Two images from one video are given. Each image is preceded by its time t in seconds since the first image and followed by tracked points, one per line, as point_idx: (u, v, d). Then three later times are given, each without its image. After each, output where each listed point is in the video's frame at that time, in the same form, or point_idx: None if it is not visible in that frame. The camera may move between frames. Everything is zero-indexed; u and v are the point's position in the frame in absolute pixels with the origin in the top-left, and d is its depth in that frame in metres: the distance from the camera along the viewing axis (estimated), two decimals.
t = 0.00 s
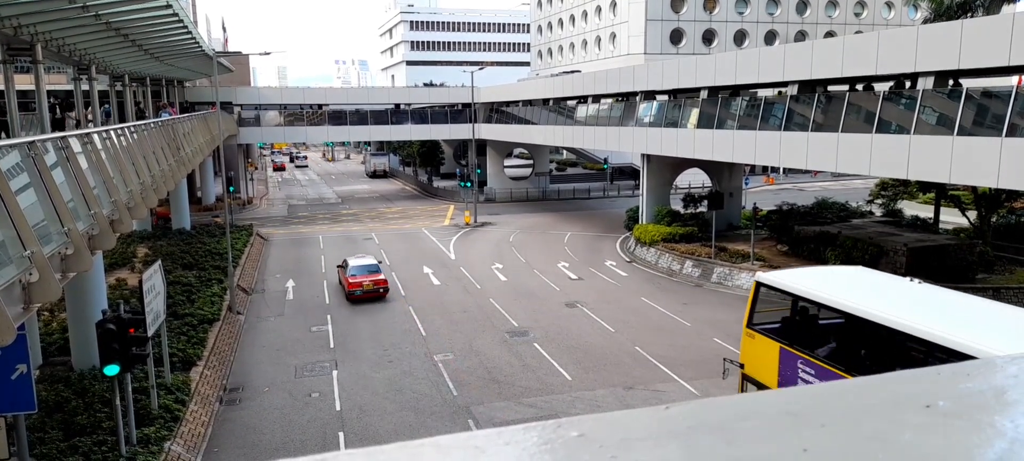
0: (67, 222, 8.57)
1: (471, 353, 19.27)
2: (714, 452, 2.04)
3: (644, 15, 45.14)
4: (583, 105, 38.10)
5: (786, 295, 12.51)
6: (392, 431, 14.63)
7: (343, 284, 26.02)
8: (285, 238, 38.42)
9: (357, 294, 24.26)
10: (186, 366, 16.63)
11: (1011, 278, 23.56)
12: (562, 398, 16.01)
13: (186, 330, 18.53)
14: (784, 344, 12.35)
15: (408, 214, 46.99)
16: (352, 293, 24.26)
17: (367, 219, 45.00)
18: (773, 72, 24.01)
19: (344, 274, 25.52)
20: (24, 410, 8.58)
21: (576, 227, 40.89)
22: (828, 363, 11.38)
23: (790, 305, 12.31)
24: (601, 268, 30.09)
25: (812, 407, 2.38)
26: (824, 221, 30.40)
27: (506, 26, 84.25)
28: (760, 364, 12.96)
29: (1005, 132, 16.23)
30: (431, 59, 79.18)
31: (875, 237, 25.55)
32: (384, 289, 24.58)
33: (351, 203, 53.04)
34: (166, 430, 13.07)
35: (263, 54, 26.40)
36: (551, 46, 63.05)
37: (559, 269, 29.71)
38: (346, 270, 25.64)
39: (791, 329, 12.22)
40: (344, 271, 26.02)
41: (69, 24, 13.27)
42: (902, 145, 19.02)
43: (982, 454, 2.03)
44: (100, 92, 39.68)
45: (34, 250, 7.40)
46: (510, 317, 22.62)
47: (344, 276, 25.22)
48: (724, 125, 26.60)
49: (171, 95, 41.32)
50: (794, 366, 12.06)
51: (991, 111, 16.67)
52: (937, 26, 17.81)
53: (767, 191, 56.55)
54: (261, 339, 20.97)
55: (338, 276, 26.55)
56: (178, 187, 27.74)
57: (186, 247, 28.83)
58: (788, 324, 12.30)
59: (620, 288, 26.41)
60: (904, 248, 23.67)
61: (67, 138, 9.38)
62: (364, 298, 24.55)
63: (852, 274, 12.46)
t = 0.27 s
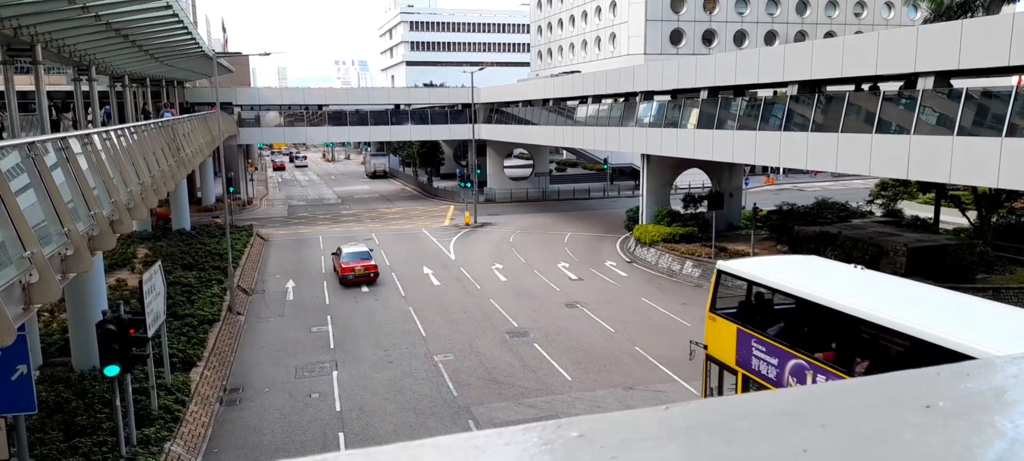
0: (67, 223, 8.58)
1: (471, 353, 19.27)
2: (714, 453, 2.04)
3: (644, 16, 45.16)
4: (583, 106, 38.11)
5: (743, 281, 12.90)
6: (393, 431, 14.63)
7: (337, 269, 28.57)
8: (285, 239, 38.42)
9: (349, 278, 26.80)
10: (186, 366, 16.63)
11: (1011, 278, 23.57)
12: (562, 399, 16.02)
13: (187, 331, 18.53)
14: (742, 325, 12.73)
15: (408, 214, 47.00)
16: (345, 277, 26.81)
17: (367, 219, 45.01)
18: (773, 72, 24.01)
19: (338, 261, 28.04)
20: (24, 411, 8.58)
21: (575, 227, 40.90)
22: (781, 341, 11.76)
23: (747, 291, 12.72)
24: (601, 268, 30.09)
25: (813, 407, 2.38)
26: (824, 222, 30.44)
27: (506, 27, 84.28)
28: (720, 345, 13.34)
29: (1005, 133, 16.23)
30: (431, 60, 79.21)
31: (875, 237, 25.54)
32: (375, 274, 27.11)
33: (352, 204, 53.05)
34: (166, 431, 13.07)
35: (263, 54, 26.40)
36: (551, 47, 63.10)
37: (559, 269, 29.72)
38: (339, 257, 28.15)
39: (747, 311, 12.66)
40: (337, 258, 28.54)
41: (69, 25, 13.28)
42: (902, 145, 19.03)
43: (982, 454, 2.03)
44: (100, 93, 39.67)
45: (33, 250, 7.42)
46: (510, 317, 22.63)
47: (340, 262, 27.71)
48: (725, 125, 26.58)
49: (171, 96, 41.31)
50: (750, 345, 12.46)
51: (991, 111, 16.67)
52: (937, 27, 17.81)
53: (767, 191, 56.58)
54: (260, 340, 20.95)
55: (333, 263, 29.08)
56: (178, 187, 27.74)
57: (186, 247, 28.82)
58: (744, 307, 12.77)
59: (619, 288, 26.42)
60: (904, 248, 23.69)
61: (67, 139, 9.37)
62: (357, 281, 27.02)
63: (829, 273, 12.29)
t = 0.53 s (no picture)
0: (67, 224, 8.59)
1: (472, 354, 19.28)
2: (714, 453, 2.04)
3: (644, 16, 45.17)
4: (584, 106, 38.11)
5: (710, 268, 13.29)
6: (393, 432, 14.63)
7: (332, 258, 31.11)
8: (286, 239, 38.44)
9: (344, 266, 29.36)
10: (186, 367, 16.63)
11: (1011, 278, 23.57)
12: (562, 399, 16.01)
13: (187, 332, 18.53)
14: (709, 309, 13.04)
15: (408, 215, 47.01)
16: (339, 264, 29.37)
17: (367, 220, 45.03)
18: (773, 73, 24.00)
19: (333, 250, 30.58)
20: (24, 412, 8.58)
21: (576, 227, 40.90)
22: (745, 323, 12.07)
23: (714, 278, 13.09)
24: (601, 268, 30.08)
25: (813, 407, 2.38)
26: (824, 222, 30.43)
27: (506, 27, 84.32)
28: (689, 329, 13.61)
29: (1006, 133, 16.23)
30: (431, 60, 79.23)
31: (875, 238, 25.52)
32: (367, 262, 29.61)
33: (352, 205, 53.07)
34: (166, 431, 13.07)
35: (263, 55, 26.40)
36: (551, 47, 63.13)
37: (559, 270, 29.73)
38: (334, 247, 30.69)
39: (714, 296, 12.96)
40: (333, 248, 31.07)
41: (69, 26, 13.28)
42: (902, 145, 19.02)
43: (981, 454, 2.04)
44: (100, 94, 39.67)
45: (34, 251, 7.43)
46: (511, 318, 22.64)
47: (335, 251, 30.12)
48: (725, 126, 26.58)
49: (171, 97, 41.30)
50: (717, 328, 12.76)
51: (991, 112, 16.67)
52: (937, 27, 17.81)
53: (768, 191, 56.59)
54: (261, 340, 20.97)
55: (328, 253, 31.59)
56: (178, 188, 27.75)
57: (186, 248, 28.82)
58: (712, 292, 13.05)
59: (620, 289, 26.43)
60: (904, 248, 23.68)
61: (67, 140, 9.38)
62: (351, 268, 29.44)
63: (815, 268, 12.19)
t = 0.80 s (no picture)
0: (68, 225, 8.59)
1: (472, 354, 19.28)
2: (714, 455, 2.04)
3: (644, 17, 45.17)
4: (584, 107, 38.12)
5: (680, 257, 14.05)
6: (394, 432, 14.63)
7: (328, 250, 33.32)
8: (286, 240, 38.46)
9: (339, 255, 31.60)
10: (186, 368, 16.63)
11: (1011, 278, 23.57)
12: (563, 400, 16.01)
13: (187, 333, 18.53)
14: (678, 292, 13.96)
15: (409, 216, 47.02)
16: (334, 254, 31.61)
17: (368, 221, 45.05)
18: (773, 73, 24.01)
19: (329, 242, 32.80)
20: (23, 413, 8.57)
21: (576, 228, 40.90)
22: (710, 306, 13.01)
23: (682, 266, 13.97)
24: (602, 269, 30.10)
25: (813, 407, 2.39)
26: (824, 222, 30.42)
27: (506, 28, 84.28)
28: (661, 311, 14.53)
29: (1006, 133, 16.23)
30: (431, 61, 79.25)
31: (875, 238, 25.52)
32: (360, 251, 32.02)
33: (352, 205, 53.09)
34: (167, 432, 13.07)
35: (263, 55, 26.39)
36: (551, 48, 63.13)
37: (560, 270, 29.73)
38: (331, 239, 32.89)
39: (684, 282, 13.83)
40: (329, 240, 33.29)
41: (69, 27, 13.27)
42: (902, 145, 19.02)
43: (982, 454, 2.04)
44: (100, 95, 39.65)
45: (34, 252, 7.43)
46: (511, 318, 22.64)
47: (330, 242, 32.42)
48: (725, 126, 26.58)
49: (172, 98, 41.29)
50: (686, 311, 13.70)
51: (991, 112, 16.68)
52: (937, 27, 17.81)
53: (768, 191, 56.58)
54: (261, 341, 20.98)
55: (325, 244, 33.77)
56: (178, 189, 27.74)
57: (187, 249, 28.81)
58: (682, 279, 13.89)
59: (620, 289, 26.44)
60: (904, 248, 23.68)
61: (67, 141, 9.37)
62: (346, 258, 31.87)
63: (806, 264, 12.28)
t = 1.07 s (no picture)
0: (66, 225, 8.60)
1: (472, 355, 19.28)
2: (712, 456, 2.04)
3: (643, 17, 45.20)
4: (582, 107, 38.13)
5: (651, 248, 15.10)
6: (393, 433, 14.62)
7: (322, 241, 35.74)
8: (285, 241, 38.45)
9: (331, 246, 34.08)
10: (185, 368, 16.62)
11: (1010, 279, 23.60)
12: (562, 400, 16.01)
13: (186, 333, 18.51)
14: (648, 280, 15.12)
15: (408, 216, 47.02)
16: (328, 245, 34.10)
17: (367, 221, 45.04)
18: (772, 73, 24.02)
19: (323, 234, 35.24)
20: (22, 414, 8.56)
21: (575, 228, 40.92)
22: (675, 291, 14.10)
23: (652, 256, 15.00)
24: (601, 269, 30.11)
25: (814, 407, 2.39)
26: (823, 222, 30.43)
27: (505, 28, 84.29)
28: (633, 298, 15.76)
29: (1005, 133, 16.25)
30: (430, 61, 79.28)
31: (874, 238, 25.52)
32: (352, 242, 34.49)
33: (352, 206, 53.09)
34: (166, 433, 13.07)
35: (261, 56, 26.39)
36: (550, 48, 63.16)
37: (559, 271, 29.74)
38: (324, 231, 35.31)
39: (653, 271, 14.92)
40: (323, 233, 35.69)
41: (68, 27, 13.26)
42: (901, 146, 19.03)
43: (982, 454, 2.04)
44: (99, 95, 39.63)
45: (34, 253, 7.44)
46: (510, 319, 22.64)
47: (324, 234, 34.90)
48: (724, 127, 26.57)
49: (170, 98, 41.27)
50: (654, 297, 14.82)
51: (990, 112, 16.69)
52: (936, 28, 17.83)
53: (767, 192, 56.62)
54: (260, 341, 20.96)
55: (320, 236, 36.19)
56: (177, 189, 27.73)
57: (185, 249, 28.80)
58: (651, 268, 14.99)
59: (619, 289, 26.46)
60: (903, 248, 23.68)
61: (66, 142, 9.37)
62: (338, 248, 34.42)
63: (800, 264, 12.43)
